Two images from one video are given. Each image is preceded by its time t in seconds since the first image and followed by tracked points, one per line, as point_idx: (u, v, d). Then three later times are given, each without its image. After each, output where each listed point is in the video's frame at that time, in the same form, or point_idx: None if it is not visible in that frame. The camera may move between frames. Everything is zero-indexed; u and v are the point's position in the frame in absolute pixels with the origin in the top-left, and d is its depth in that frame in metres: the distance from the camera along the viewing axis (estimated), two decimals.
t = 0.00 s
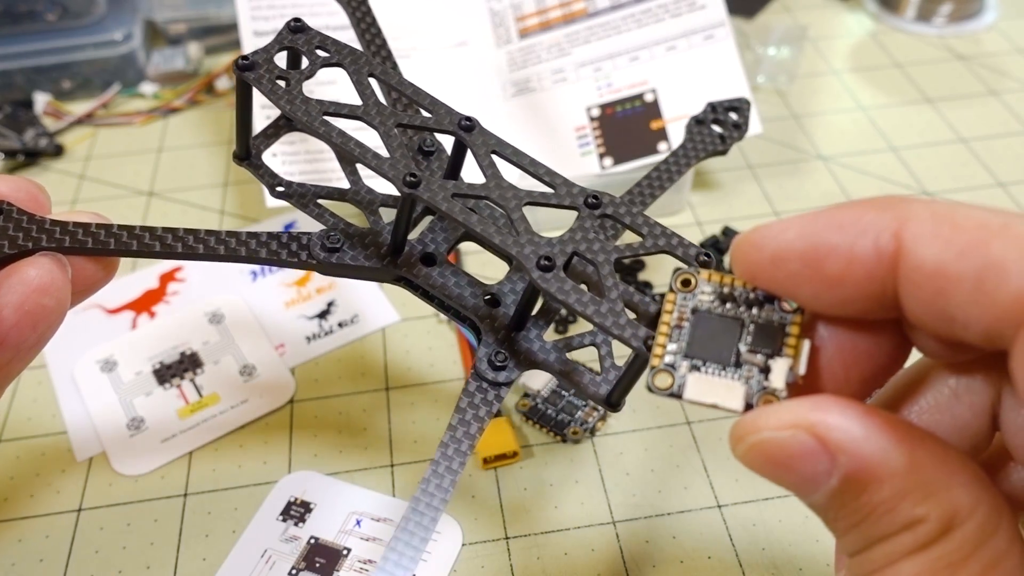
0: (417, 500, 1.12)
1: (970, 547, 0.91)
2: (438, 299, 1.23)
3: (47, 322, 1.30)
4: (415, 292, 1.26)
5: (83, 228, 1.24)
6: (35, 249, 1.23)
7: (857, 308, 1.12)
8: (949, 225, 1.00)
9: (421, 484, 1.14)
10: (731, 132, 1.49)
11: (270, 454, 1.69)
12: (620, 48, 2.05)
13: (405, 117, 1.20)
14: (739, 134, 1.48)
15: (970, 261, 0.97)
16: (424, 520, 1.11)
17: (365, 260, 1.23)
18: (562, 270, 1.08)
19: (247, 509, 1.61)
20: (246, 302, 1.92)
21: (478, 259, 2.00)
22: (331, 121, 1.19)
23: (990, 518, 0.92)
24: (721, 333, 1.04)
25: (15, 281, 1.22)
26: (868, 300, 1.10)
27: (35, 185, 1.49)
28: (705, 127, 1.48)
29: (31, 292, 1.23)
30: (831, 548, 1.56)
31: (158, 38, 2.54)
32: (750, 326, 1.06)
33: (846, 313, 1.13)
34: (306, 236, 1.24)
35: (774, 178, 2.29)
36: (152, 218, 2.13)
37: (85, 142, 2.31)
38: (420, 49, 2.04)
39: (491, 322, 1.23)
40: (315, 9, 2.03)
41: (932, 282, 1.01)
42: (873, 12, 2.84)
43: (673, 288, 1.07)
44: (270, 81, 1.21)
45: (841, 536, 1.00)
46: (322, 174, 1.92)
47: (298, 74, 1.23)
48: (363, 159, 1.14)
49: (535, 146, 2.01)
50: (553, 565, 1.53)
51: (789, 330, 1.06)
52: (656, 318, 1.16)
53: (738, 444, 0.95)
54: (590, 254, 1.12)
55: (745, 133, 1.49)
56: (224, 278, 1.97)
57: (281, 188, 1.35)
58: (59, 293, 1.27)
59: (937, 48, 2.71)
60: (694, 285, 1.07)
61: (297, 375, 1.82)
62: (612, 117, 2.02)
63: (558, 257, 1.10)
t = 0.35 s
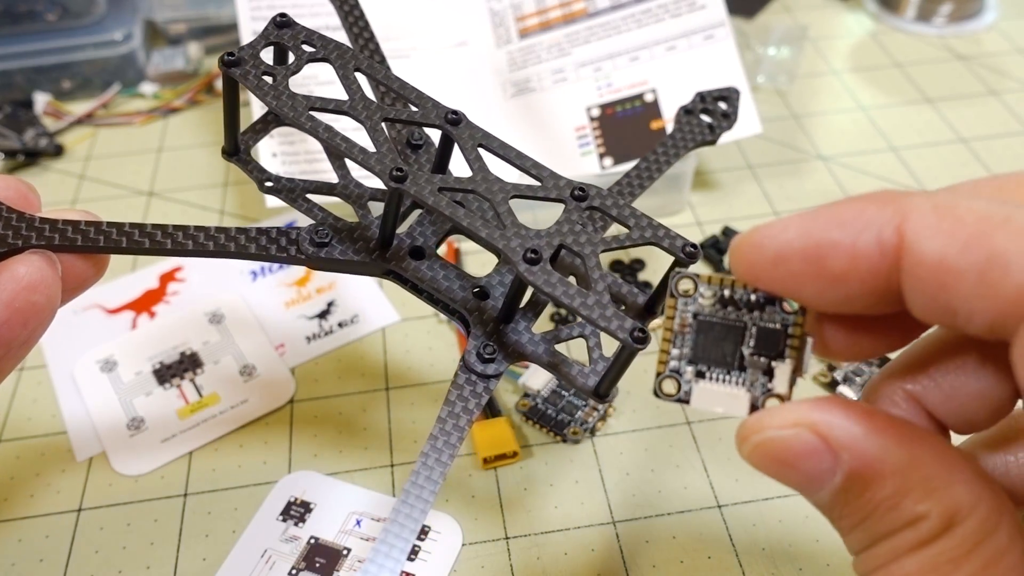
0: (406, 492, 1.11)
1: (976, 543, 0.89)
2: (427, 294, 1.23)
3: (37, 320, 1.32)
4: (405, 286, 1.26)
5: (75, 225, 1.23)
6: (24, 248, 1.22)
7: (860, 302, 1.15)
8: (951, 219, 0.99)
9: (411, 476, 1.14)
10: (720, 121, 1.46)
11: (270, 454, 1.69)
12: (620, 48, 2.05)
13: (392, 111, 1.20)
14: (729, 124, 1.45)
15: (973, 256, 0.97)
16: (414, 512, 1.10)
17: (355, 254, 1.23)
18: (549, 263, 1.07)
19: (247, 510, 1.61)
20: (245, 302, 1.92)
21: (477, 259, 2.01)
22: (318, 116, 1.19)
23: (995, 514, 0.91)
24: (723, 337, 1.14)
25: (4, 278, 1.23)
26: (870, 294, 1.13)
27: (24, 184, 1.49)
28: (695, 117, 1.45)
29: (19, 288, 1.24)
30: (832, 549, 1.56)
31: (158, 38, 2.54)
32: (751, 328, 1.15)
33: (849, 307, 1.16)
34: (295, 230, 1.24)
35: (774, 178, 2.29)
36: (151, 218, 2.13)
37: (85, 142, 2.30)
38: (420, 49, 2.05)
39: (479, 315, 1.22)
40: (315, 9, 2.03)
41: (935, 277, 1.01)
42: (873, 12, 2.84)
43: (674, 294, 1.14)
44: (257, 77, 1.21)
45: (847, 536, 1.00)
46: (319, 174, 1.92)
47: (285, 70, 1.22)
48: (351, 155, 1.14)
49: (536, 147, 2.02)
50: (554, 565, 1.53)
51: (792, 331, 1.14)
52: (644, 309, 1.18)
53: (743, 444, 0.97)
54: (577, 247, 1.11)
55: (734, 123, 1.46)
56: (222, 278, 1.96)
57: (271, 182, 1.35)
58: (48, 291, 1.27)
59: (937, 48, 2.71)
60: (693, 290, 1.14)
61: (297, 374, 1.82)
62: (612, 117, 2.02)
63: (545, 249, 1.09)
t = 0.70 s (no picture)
0: (404, 491, 1.12)
1: (986, 546, 0.90)
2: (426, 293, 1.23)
3: (38, 317, 1.31)
4: (403, 285, 1.26)
5: (75, 224, 1.22)
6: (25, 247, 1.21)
7: (848, 305, 1.16)
8: (940, 226, 1.01)
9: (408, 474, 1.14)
10: (717, 118, 1.46)
11: (270, 454, 1.69)
12: (620, 48, 2.05)
13: (390, 112, 1.20)
14: (726, 122, 1.45)
15: (959, 262, 0.98)
16: (413, 509, 1.10)
17: (353, 254, 1.23)
18: (545, 263, 1.08)
19: (247, 510, 1.61)
20: (245, 302, 1.92)
21: (477, 259, 2.01)
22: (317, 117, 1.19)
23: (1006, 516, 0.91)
24: (717, 340, 1.09)
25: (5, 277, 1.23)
26: (858, 297, 1.14)
27: (27, 185, 1.49)
28: (692, 114, 1.45)
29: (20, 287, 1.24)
30: (832, 549, 1.56)
31: (158, 38, 2.54)
32: (745, 328, 1.11)
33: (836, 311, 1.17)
34: (294, 230, 1.24)
35: (774, 178, 2.29)
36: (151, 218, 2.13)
37: (85, 142, 2.31)
38: (420, 49, 2.04)
39: (476, 314, 1.22)
40: (315, 10, 2.03)
41: (920, 282, 1.03)
42: (873, 12, 2.84)
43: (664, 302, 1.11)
44: (256, 77, 1.20)
45: (852, 535, 1.00)
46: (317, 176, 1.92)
47: (284, 70, 1.22)
48: (350, 155, 1.15)
49: (536, 147, 2.02)
50: (554, 565, 1.53)
51: (784, 326, 1.10)
52: (641, 308, 1.17)
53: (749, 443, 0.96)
54: (574, 247, 1.11)
55: (732, 120, 1.46)
56: (222, 277, 1.97)
57: (271, 181, 1.35)
58: (49, 289, 1.28)
59: (937, 48, 2.71)
60: (685, 296, 1.12)
61: (297, 374, 1.82)
62: (612, 117, 2.02)
63: (542, 250, 1.09)
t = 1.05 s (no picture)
0: (405, 489, 1.12)
1: (983, 538, 0.90)
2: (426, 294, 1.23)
3: (42, 316, 1.31)
4: (403, 286, 1.26)
5: (79, 225, 1.23)
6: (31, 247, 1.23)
7: (860, 302, 1.21)
8: (954, 222, 1.05)
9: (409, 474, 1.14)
10: (716, 122, 1.46)
11: (270, 453, 1.69)
12: (620, 48, 2.05)
13: (392, 115, 1.19)
14: (724, 125, 1.45)
15: (972, 256, 1.02)
16: (412, 509, 1.10)
17: (355, 256, 1.23)
18: (545, 266, 1.08)
19: (247, 510, 1.61)
20: (245, 301, 1.92)
21: (477, 259, 2.01)
22: (319, 120, 1.19)
23: (1001, 511, 0.91)
24: (727, 329, 1.15)
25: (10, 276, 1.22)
26: (869, 294, 1.19)
27: (32, 187, 1.49)
28: (690, 118, 1.45)
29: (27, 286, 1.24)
30: (832, 549, 1.56)
31: (158, 38, 2.54)
32: (757, 320, 1.18)
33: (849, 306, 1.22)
34: (296, 231, 1.24)
35: (774, 178, 2.29)
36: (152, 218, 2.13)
37: (85, 142, 2.31)
38: (420, 49, 2.04)
39: (477, 316, 1.23)
40: (315, 9, 2.02)
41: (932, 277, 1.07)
42: (873, 12, 2.84)
43: (681, 291, 1.19)
44: (260, 80, 1.20)
45: (851, 530, 1.00)
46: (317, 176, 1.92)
47: (287, 73, 1.22)
48: (350, 158, 1.14)
49: (536, 147, 2.02)
50: (554, 565, 1.53)
51: (796, 324, 1.16)
52: (638, 310, 1.18)
53: (752, 432, 0.97)
54: (573, 250, 1.11)
55: (730, 123, 1.46)
56: (222, 277, 1.96)
57: (272, 183, 1.35)
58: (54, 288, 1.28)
59: (937, 48, 2.71)
60: (700, 287, 1.19)
61: (297, 374, 1.83)
62: (612, 117, 2.02)
63: (542, 253, 1.09)
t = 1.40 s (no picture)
0: (411, 494, 1.12)
1: (990, 542, 0.90)
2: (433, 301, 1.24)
3: (52, 318, 1.29)
4: (410, 293, 1.26)
5: (88, 228, 1.25)
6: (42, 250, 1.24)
7: (866, 299, 1.19)
8: (966, 218, 1.05)
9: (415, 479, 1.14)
10: (717, 135, 1.46)
11: (270, 454, 1.69)
12: (620, 48, 2.05)
13: (401, 123, 1.20)
14: (726, 138, 1.46)
15: (987, 253, 1.02)
16: (418, 514, 1.11)
17: (363, 262, 1.23)
18: (552, 274, 1.08)
19: (247, 510, 1.61)
20: (246, 302, 1.92)
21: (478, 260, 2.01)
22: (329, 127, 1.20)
23: (1010, 513, 0.91)
24: (732, 333, 1.10)
25: (20, 280, 1.22)
26: (877, 291, 1.17)
27: (41, 189, 1.49)
28: (693, 132, 1.46)
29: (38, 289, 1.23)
30: (832, 549, 1.56)
31: (158, 38, 2.54)
32: (761, 323, 1.11)
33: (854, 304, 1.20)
34: (304, 237, 1.24)
35: (774, 178, 2.29)
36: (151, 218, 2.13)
37: (85, 142, 2.31)
38: (420, 49, 2.04)
39: (482, 323, 1.22)
40: (315, 9, 2.02)
41: (947, 274, 1.06)
42: (873, 12, 2.84)
43: (682, 291, 1.12)
44: (271, 87, 1.21)
45: (858, 532, 1.00)
46: (318, 175, 1.91)
47: (299, 80, 1.23)
48: (360, 165, 1.14)
49: (535, 147, 2.02)
50: (554, 565, 1.53)
51: (800, 325, 1.11)
52: (642, 319, 1.19)
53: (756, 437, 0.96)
54: (579, 258, 1.12)
55: (732, 136, 1.46)
56: (224, 279, 1.96)
57: (281, 189, 1.36)
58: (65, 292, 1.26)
59: (937, 48, 2.71)
60: (702, 287, 1.12)
61: (297, 374, 1.82)
62: (612, 117, 2.02)
63: (549, 261, 1.10)
